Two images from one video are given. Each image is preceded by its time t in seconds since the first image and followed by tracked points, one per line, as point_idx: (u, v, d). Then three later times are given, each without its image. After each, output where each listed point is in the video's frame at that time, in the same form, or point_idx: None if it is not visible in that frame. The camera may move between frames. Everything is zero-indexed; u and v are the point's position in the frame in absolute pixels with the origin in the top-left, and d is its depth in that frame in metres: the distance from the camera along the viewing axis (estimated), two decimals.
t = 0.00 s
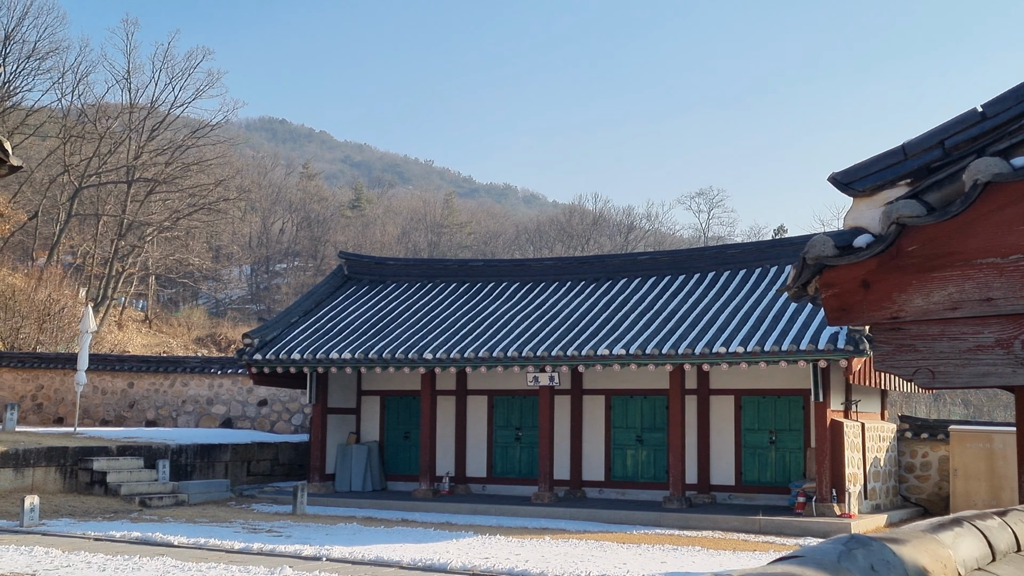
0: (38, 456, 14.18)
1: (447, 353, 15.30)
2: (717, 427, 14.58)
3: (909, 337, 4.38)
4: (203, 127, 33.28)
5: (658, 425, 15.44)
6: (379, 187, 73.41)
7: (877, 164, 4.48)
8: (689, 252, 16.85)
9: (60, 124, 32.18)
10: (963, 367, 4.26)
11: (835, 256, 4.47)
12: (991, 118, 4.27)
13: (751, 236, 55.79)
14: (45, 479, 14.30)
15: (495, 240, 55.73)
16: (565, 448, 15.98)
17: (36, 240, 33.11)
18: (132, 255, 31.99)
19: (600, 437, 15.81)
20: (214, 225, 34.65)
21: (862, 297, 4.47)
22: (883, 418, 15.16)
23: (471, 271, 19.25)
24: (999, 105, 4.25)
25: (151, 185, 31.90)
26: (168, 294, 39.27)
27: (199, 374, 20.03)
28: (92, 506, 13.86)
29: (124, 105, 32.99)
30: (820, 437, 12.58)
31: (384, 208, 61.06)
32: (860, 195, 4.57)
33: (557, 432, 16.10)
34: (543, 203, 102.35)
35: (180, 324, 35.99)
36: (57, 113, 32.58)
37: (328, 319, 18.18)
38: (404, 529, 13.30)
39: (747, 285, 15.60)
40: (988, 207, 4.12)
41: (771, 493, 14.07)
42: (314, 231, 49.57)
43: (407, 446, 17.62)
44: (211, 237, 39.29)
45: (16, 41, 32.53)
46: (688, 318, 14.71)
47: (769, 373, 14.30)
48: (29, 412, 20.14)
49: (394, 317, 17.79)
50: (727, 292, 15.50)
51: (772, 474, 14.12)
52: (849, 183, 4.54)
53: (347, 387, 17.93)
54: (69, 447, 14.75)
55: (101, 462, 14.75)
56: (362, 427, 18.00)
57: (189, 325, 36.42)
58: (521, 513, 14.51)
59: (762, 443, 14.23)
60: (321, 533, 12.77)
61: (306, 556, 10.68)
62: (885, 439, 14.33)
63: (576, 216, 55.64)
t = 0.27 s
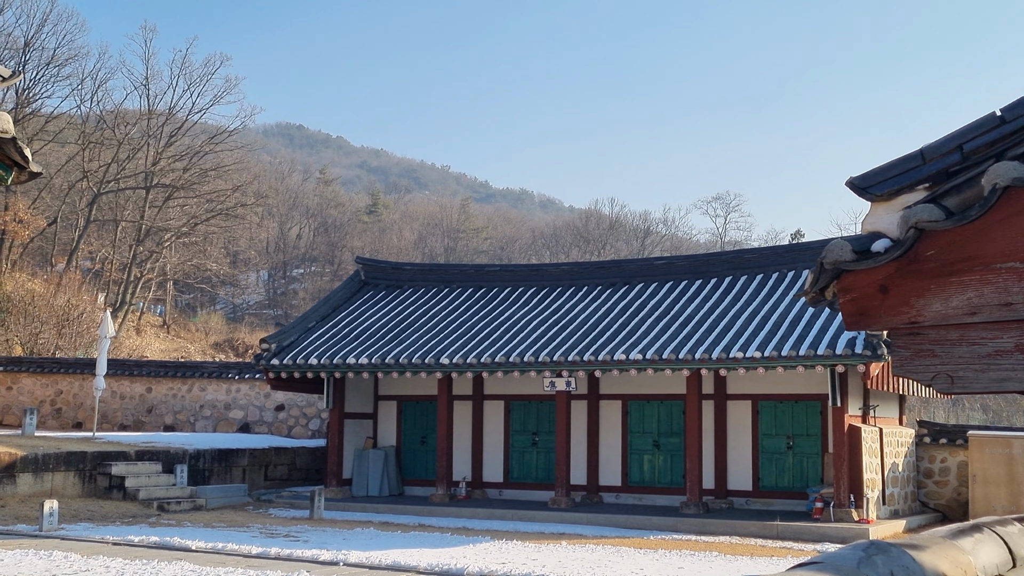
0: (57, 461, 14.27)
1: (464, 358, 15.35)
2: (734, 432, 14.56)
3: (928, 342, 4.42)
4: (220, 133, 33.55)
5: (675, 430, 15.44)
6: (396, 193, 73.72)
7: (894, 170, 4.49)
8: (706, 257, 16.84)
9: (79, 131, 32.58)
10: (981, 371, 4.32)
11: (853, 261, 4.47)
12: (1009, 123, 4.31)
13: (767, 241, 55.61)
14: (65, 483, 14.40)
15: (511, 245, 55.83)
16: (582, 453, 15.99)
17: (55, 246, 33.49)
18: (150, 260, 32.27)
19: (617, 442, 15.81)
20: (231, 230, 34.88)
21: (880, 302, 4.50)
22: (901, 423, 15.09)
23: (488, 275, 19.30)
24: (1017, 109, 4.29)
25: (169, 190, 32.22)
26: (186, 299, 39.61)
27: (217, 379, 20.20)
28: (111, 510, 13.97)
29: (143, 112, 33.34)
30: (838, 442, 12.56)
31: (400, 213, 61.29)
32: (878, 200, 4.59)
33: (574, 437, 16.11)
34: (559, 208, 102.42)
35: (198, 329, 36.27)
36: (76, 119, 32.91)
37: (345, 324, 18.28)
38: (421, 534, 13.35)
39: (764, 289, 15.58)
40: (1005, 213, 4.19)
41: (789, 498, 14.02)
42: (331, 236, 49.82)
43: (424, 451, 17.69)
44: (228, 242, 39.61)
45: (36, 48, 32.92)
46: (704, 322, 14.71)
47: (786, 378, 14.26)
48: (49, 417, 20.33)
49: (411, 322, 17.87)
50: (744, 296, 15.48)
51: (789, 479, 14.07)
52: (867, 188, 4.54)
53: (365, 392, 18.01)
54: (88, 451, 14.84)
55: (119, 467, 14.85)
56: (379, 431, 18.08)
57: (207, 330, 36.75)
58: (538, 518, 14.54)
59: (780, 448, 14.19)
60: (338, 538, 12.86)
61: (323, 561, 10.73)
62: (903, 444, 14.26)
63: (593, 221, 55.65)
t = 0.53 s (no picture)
0: (74, 466, 14.32)
1: (478, 364, 15.37)
2: (749, 437, 14.52)
3: (944, 347, 4.45)
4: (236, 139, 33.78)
5: (690, 436, 15.42)
6: (410, 199, 73.91)
7: (909, 173, 4.46)
8: (720, 262, 16.82)
9: (96, 138, 32.86)
10: (997, 376, 4.35)
11: (869, 265, 4.50)
12: None
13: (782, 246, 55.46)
14: (81, 489, 14.45)
15: (526, 250, 55.90)
16: (597, 459, 15.98)
17: (72, 252, 33.76)
18: (165, 266, 32.48)
19: (632, 448, 15.79)
20: (246, 236, 35.07)
21: (897, 307, 4.54)
22: (918, 428, 15.01)
23: (502, 281, 19.33)
24: None
25: (184, 197, 32.44)
26: (201, 305, 39.88)
27: (232, 385, 20.30)
28: (127, 516, 14.05)
29: (158, 119, 33.60)
30: (854, 448, 12.51)
31: (415, 219, 61.47)
32: (892, 203, 4.55)
33: (588, 442, 16.11)
34: (573, 213, 102.44)
35: (214, 335, 36.49)
36: (93, 126, 33.21)
37: (360, 330, 18.34)
38: (436, 540, 13.37)
39: (779, 294, 15.55)
40: (1020, 217, 4.22)
41: (805, 503, 13.97)
42: (345, 241, 50.01)
43: (438, 457, 17.73)
44: (243, 248, 39.84)
45: (53, 56, 33.27)
46: (720, 327, 14.68)
47: (802, 383, 14.22)
48: (65, 422, 20.48)
49: (425, 327, 17.91)
50: (759, 301, 15.44)
51: (805, 485, 14.02)
52: (883, 192, 4.50)
53: (379, 398, 18.05)
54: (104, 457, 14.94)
55: (135, 472, 14.92)
56: (394, 437, 18.13)
57: (222, 336, 36.97)
58: (553, 523, 14.53)
59: (795, 453, 14.14)
60: (353, 544, 12.90)
61: (339, 566, 10.76)
62: (919, 449, 14.19)
63: (607, 226, 55.62)
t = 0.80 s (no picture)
0: (91, 468, 14.44)
1: (493, 366, 15.39)
2: (764, 440, 14.49)
3: (961, 349, 4.48)
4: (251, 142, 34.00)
5: (705, 438, 15.41)
6: (424, 202, 74.11)
7: (924, 175, 4.45)
8: (734, 264, 16.80)
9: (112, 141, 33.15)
10: (1015, 378, 4.37)
11: (885, 267, 4.52)
12: None
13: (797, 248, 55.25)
14: (97, 491, 14.56)
15: (540, 253, 55.98)
16: (612, 461, 15.98)
17: (88, 255, 34.04)
18: (181, 269, 32.70)
19: (646, 450, 15.78)
20: (261, 238, 35.27)
21: (913, 308, 4.55)
22: (933, 431, 14.94)
23: (516, 283, 19.37)
24: None
25: (200, 200, 32.66)
26: (216, 307, 40.13)
27: (247, 388, 20.42)
28: (143, 518, 14.17)
29: (174, 122, 33.86)
30: (869, 451, 12.45)
31: (429, 221, 61.64)
32: (908, 205, 4.55)
33: (602, 445, 16.11)
34: (587, 216, 102.43)
35: (229, 337, 36.71)
36: (109, 129, 33.51)
37: (374, 333, 18.40)
38: (451, 542, 13.41)
39: (794, 296, 15.52)
40: None
41: (821, 506, 13.93)
42: (360, 244, 50.21)
43: (452, 459, 17.78)
44: (258, 251, 40.07)
45: (69, 60, 33.61)
46: (734, 330, 14.66)
47: (817, 385, 14.18)
48: (81, 425, 20.65)
49: (440, 330, 17.97)
50: (774, 304, 15.42)
51: (820, 487, 13.98)
52: (899, 194, 4.49)
53: (394, 400, 18.12)
54: (121, 459, 15.05)
55: (151, 475, 15.02)
56: (409, 439, 18.19)
57: (238, 338, 37.21)
58: (567, 526, 14.55)
59: (810, 456, 14.11)
60: (368, 546, 12.95)
61: (354, 568, 10.82)
62: (935, 452, 14.13)
63: (621, 229, 55.60)
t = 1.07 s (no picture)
0: (108, 470, 14.55)
1: (508, 368, 15.42)
2: (779, 443, 14.45)
3: (978, 351, 4.52)
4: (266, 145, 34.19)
5: (720, 440, 15.39)
6: (439, 204, 74.30)
7: (942, 176, 4.47)
8: (749, 266, 16.78)
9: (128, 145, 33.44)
10: None
11: (902, 269, 4.55)
12: None
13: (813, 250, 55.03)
14: (114, 493, 14.65)
15: (554, 255, 56.05)
16: (627, 463, 15.97)
17: (105, 258, 34.34)
18: (197, 272, 32.92)
19: (661, 453, 15.76)
20: (277, 241, 35.44)
21: (931, 311, 4.59)
22: (950, 433, 14.86)
23: (531, 285, 19.40)
24: None
25: (215, 203, 32.86)
26: (232, 310, 40.37)
27: (263, 390, 20.54)
28: (159, 520, 14.27)
29: (190, 125, 34.11)
30: (885, 453, 12.41)
31: (444, 224, 61.80)
32: (925, 206, 4.57)
33: (617, 447, 16.11)
34: (601, 218, 102.38)
35: (245, 340, 36.92)
36: (125, 133, 33.81)
37: (390, 335, 18.47)
38: (466, 544, 13.44)
39: (809, 298, 15.49)
40: None
41: (837, 509, 13.88)
42: (375, 247, 50.39)
43: (467, 462, 17.82)
44: (273, 254, 40.29)
45: (86, 64, 33.93)
46: (749, 332, 14.64)
47: (833, 388, 14.14)
48: (98, 427, 20.83)
49: (455, 332, 18.01)
50: (789, 306, 15.39)
51: (836, 490, 13.93)
52: (916, 196, 4.51)
53: (408, 403, 18.18)
54: (138, 461, 15.16)
55: (168, 477, 15.13)
56: (423, 441, 18.24)
57: (253, 340, 37.42)
58: (582, 528, 14.56)
59: (826, 458, 14.06)
60: (383, 548, 13.01)
61: (369, 570, 10.88)
62: (952, 454, 14.06)
63: (636, 231, 55.55)
